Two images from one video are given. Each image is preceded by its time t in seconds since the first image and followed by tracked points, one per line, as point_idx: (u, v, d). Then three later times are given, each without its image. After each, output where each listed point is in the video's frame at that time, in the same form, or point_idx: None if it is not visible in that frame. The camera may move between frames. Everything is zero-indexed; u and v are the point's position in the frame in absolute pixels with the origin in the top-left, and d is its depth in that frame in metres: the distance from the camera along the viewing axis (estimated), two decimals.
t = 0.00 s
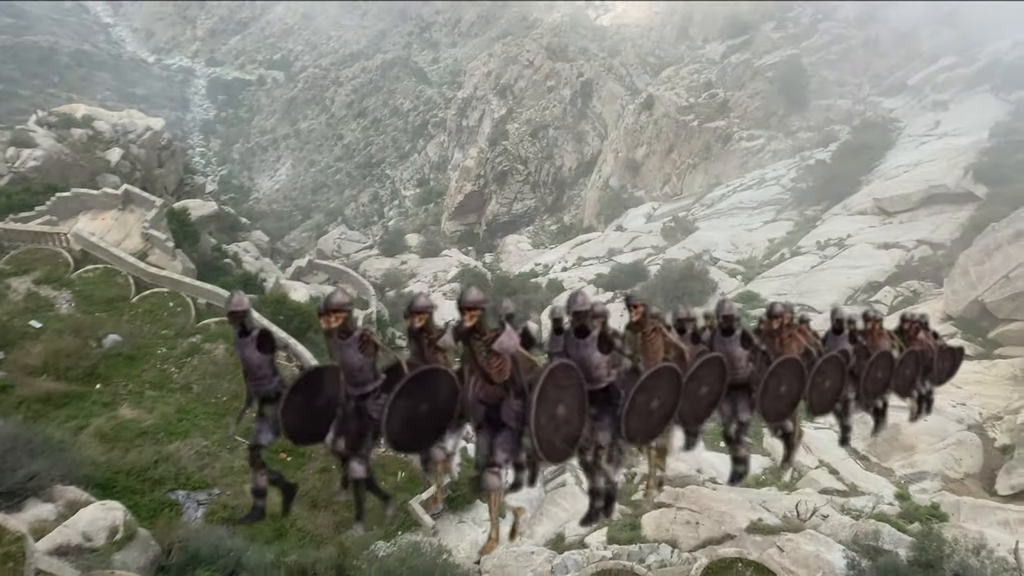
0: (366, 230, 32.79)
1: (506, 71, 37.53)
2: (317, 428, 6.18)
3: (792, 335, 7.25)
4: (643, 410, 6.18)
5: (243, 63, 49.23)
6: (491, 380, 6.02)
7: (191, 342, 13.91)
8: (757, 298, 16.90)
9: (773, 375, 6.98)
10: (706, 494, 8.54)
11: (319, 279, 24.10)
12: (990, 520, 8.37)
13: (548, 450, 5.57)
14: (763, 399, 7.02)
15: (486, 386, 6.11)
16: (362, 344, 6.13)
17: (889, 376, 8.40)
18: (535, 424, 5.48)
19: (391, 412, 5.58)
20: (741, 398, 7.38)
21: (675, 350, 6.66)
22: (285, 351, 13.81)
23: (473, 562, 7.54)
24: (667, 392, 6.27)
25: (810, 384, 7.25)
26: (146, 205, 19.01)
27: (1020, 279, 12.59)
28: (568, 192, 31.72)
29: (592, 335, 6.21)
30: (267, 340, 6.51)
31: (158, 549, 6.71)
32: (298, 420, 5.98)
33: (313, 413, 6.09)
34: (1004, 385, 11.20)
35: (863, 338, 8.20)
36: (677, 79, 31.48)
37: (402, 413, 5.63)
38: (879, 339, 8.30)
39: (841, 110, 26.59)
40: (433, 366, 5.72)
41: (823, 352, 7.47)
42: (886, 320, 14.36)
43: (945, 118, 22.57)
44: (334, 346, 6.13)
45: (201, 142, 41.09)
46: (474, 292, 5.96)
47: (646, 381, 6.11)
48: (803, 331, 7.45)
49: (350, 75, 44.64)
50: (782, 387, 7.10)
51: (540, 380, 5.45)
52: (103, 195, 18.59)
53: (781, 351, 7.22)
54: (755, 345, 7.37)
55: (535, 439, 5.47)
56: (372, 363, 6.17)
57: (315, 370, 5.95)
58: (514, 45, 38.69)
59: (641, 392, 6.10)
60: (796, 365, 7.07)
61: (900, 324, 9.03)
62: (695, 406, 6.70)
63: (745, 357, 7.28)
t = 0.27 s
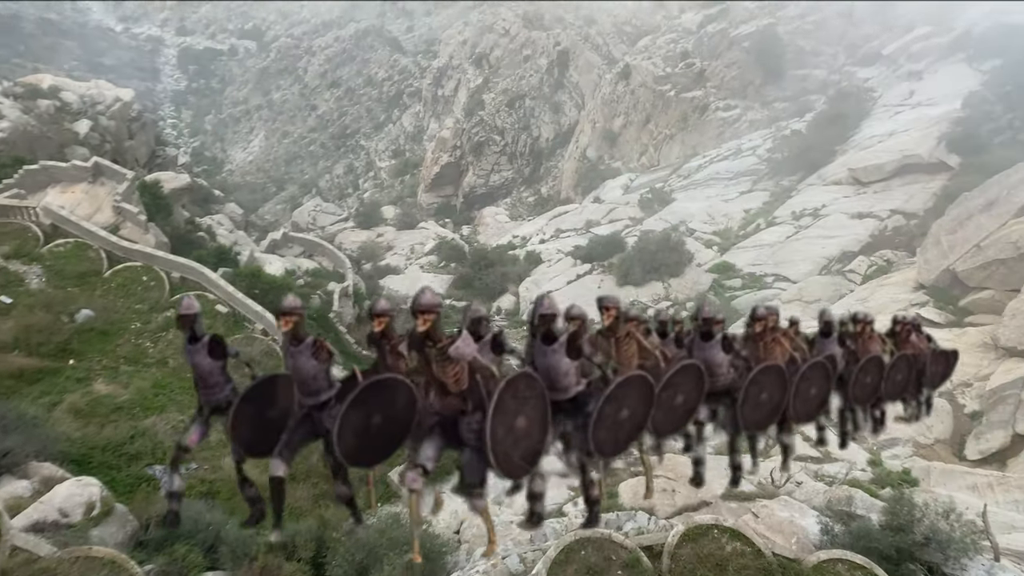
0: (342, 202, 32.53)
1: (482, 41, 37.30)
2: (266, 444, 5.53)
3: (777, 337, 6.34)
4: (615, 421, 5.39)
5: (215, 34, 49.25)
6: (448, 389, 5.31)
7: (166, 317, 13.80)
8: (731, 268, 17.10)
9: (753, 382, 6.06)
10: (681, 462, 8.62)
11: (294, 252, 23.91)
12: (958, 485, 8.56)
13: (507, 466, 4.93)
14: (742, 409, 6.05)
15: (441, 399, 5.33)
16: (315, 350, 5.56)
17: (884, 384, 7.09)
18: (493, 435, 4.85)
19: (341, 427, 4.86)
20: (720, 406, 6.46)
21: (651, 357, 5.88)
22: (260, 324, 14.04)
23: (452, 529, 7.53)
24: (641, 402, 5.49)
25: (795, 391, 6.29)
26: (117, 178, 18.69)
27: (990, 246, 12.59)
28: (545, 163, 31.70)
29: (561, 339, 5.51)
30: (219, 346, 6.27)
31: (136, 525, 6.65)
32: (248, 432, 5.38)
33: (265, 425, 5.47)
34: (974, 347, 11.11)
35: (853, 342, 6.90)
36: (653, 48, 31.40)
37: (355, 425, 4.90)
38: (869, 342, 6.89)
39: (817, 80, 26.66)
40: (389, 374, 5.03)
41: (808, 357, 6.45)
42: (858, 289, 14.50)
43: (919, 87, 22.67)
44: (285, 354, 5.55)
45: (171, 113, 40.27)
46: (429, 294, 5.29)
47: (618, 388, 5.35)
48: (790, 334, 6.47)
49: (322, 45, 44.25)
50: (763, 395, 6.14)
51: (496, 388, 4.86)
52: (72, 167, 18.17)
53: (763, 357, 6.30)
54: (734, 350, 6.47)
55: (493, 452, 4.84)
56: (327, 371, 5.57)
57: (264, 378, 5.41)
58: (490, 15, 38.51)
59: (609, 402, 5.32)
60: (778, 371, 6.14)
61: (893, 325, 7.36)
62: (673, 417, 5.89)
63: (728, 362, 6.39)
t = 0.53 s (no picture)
0: (331, 192, 32.43)
1: (471, 31, 37.28)
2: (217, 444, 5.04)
3: (759, 332, 6.30)
4: (582, 419, 5.12)
5: (202, 24, 49.17)
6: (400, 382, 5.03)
7: (155, 309, 13.74)
8: (721, 259, 17.18)
9: (732, 377, 5.94)
10: (671, 451, 8.67)
11: (283, 242, 23.83)
12: (944, 473, 8.65)
13: (464, 464, 4.61)
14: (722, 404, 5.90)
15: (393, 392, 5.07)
16: (265, 340, 5.06)
17: (874, 379, 7.03)
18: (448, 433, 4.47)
19: (291, 422, 4.44)
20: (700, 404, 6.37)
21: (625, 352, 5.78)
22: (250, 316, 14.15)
23: (443, 520, 7.54)
24: (613, 397, 5.26)
25: (777, 386, 6.16)
26: (105, 169, 18.56)
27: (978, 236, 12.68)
28: (536, 154, 31.72)
29: (526, 331, 5.29)
30: (167, 335, 5.57)
31: (127, 516, 6.63)
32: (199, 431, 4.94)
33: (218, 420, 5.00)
34: (961, 336, 11.21)
35: (839, 338, 6.88)
36: (643, 38, 31.41)
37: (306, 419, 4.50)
38: (859, 337, 6.87)
39: (807, 70, 26.72)
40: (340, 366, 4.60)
41: (792, 352, 6.39)
42: (847, 279, 14.60)
43: (908, 78, 22.74)
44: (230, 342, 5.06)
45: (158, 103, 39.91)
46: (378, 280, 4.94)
47: (588, 382, 5.09)
48: (773, 330, 6.42)
49: (310, 35, 44.12)
50: (744, 390, 6.02)
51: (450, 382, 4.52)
52: (59, 158, 17.99)
53: (745, 351, 6.25)
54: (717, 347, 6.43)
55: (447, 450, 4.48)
56: (278, 361, 5.08)
57: (215, 375, 4.92)
58: (479, 5, 38.55)
59: (578, 398, 5.05)
60: (760, 365, 6.05)
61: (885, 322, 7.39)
62: (649, 413, 5.70)
63: (706, 358, 6.29)
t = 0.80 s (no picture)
0: (329, 191, 32.40)
1: (470, 29, 37.26)
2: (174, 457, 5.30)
3: (748, 340, 6.32)
4: (559, 430, 5.11)
5: (200, 23, 49.12)
6: (364, 397, 5.08)
7: (153, 308, 13.74)
8: (720, 258, 17.19)
9: (719, 386, 5.93)
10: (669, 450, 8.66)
11: (281, 241, 23.80)
12: (942, 472, 8.65)
13: (430, 479, 4.57)
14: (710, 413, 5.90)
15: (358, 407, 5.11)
16: (223, 355, 5.21)
17: (870, 385, 6.99)
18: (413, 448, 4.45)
19: (252, 435, 4.41)
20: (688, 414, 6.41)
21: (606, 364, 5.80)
22: (248, 315, 14.23)
23: (442, 518, 7.52)
24: (589, 408, 5.25)
25: (767, 394, 6.17)
26: (103, 168, 18.53)
27: (976, 234, 12.67)
28: (534, 152, 31.69)
29: (498, 343, 5.32)
30: (124, 348, 5.86)
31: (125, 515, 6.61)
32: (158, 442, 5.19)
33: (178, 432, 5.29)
34: (959, 335, 11.22)
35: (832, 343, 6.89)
36: (642, 37, 31.40)
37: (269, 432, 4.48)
38: (854, 344, 6.87)
39: (806, 70, 26.70)
40: (305, 379, 4.60)
41: (783, 359, 6.40)
42: (845, 278, 14.61)
43: (907, 76, 22.74)
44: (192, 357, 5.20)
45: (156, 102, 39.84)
46: (340, 294, 4.98)
47: (562, 394, 5.07)
48: (762, 337, 6.43)
49: (308, 34, 44.06)
50: (733, 398, 6.01)
51: (417, 397, 4.46)
52: (57, 157, 17.94)
53: (734, 360, 6.27)
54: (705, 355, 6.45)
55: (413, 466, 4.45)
56: (237, 377, 5.25)
57: (177, 384, 5.23)
58: (478, 4, 38.48)
59: (553, 410, 5.04)
60: (749, 374, 6.04)
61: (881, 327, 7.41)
62: (631, 424, 5.70)
63: (692, 367, 6.31)
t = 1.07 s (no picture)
0: (329, 191, 32.42)
1: (469, 29, 37.26)
2: (112, 452, 5.05)
3: (731, 332, 5.98)
4: (520, 424, 4.72)
5: (200, 23, 49.15)
6: (308, 384, 4.64)
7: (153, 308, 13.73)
8: (720, 258, 17.19)
9: (699, 380, 5.63)
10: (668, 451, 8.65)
11: (281, 241, 23.80)
12: (942, 472, 8.66)
13: (374, 477, 4.12)
14: (688, 409, 5.62)
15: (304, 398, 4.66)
16: (160, 342, 4.79)
17: (859, 381, 6.91)
18: (357, 442, 4.01)
19: (189, 431, 4.18)
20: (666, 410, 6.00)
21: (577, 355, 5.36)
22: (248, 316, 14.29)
23: (442, 518, 7.54)
24: (554, 402, 4.85)
25: (749, 390, 5.92)
26: (103, 168, 18.53)
27: (976, 235, 12.68)
28: (534, 153, 31.71)
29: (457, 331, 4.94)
30: (58, 335, 5.35)
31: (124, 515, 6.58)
32: (95, 438, 4.96)
33: (114, 427, 5.05)
34: (959, 335, 11.23)
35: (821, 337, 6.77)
36: (642, 37, 31.40)
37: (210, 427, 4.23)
38: (843, 337, 6.76)
39: (806, 70, 26.69)
40: (243, 370, 4.28)
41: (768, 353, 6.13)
42: (845, 278, 14.62)
43: (907, 76, 22.74)
44: (125, 342, 4.79)
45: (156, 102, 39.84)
46: (277, 275, 4.51)
47: (526, 387, 4.67)
48: (747, 329, 6.12)
49: (308, 34, 44.05)
50: (714, 394, 5.75)
51: (360, 385, 4.01)
52: (57, 156, 17.91)
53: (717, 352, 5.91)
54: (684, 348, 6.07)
55: (354, 462, 4.00)
56: (175, 366, 4.82)
57: (114, 375, 5.01)
58: (478, 4, 38.46)
59: (513, 403, 4.64)
60: (729, 368, 5.78)
61: (873, 320, 7.30)
62: (601, 421, 5.31)
63: (671, 360, 5.91)
